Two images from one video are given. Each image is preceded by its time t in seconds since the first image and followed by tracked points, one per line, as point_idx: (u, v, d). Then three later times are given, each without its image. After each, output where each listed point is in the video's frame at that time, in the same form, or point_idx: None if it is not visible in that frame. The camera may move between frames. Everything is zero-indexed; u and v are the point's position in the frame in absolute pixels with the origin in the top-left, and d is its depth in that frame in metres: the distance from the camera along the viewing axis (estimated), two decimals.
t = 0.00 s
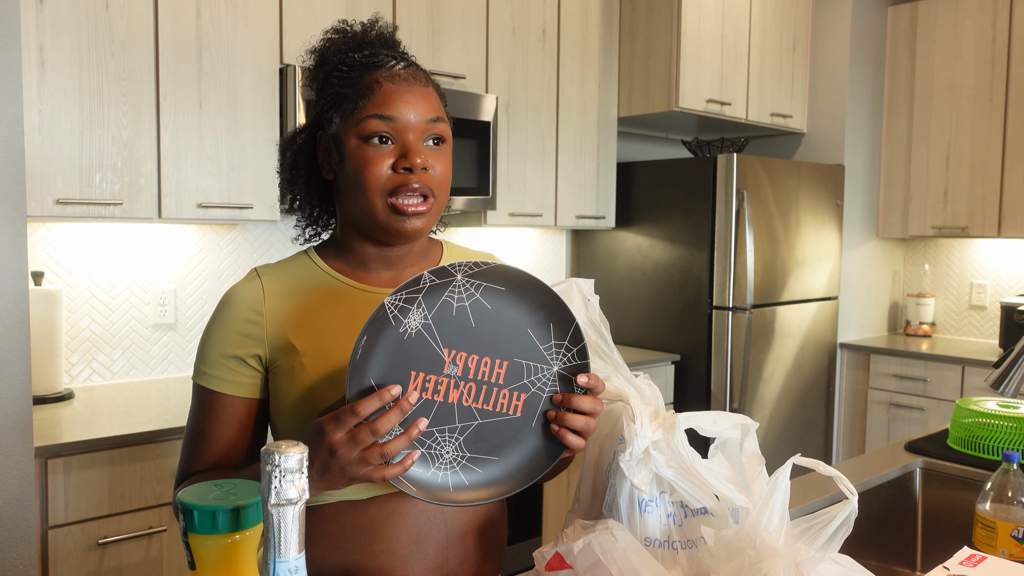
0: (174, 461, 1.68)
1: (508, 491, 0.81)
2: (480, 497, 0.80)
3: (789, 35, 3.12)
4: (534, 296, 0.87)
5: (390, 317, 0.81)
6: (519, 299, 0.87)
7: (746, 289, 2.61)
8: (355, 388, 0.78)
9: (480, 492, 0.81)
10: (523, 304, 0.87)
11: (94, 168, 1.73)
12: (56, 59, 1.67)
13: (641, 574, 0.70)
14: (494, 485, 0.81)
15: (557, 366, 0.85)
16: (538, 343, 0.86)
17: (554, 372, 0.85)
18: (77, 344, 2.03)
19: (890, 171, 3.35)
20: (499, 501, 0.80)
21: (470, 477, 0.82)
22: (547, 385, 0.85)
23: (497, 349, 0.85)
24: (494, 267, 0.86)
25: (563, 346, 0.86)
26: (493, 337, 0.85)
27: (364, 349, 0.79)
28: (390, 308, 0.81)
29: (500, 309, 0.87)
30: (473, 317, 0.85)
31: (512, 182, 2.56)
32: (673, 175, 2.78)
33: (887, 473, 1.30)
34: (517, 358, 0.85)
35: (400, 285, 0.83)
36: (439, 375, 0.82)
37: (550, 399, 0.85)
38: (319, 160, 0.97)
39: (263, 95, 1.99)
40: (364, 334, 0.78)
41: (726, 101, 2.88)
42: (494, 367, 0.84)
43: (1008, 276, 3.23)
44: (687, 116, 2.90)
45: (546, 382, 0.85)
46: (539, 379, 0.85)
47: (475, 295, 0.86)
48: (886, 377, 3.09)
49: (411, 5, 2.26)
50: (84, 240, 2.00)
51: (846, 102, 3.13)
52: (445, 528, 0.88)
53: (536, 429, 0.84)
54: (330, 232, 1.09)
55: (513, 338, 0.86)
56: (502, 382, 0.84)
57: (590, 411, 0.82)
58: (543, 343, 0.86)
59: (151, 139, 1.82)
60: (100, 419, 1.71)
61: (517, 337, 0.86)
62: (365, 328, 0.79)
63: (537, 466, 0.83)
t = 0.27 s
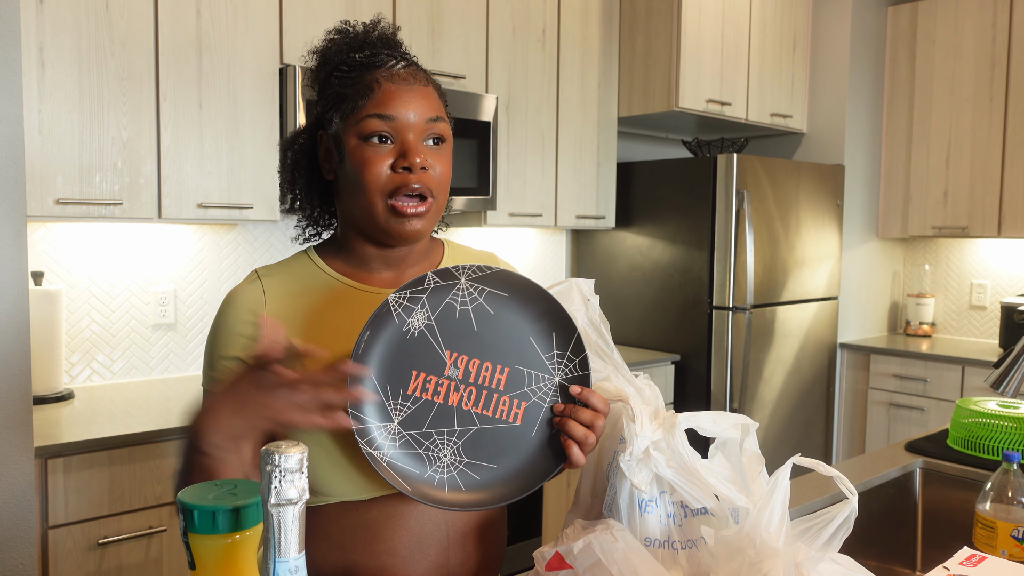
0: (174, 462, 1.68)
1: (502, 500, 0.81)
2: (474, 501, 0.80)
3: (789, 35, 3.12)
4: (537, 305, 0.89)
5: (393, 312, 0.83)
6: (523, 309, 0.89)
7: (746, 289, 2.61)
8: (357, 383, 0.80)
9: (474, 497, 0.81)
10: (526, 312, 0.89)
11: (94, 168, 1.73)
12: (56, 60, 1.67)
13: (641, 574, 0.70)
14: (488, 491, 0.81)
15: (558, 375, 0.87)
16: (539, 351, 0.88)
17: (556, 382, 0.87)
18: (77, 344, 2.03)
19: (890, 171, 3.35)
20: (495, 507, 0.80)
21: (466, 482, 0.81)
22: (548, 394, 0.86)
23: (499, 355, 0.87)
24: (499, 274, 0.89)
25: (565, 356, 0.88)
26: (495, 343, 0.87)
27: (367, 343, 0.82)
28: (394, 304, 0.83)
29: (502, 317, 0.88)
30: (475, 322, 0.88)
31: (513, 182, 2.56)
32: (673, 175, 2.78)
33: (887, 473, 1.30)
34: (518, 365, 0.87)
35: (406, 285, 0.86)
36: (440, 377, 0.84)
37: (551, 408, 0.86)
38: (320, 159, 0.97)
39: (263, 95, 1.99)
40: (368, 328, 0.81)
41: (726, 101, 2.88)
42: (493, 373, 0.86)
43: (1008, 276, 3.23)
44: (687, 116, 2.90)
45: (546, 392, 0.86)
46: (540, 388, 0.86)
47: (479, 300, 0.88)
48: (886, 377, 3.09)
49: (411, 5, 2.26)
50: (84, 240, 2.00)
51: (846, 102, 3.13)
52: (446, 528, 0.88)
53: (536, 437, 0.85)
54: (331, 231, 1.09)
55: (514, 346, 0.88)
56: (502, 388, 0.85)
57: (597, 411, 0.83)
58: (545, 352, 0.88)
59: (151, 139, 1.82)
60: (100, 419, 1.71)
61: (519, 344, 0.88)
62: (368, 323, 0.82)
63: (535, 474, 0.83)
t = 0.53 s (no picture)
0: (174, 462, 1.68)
1: (495, 491, 0.80)
2: (467, 491, 0.80)
3: (789, 35, 3.12)
4: (536, 301, 0.89)
5: (393, 300, 0.84)
6: (522, 304, 0.89)
7: (746, 289, 2.61)
8: (355, 368, 0.80)
9: (468, 486, 0.80)
10: (524, 307, 0.89)
11: (94, 168, 1.73)
12: (56, 60, 1.67)
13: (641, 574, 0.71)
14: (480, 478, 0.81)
15: (555, 372, 0.87)
16: (537, 347, 0.88)
17: (553, 378, 0.87)
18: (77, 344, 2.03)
19: (890, 171, 3.35)
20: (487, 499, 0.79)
21: (459, 472, 0.81)
22: (546, 390, 0.86)
23: (497, 349, 0.87)
24: (498, 269, 0.89)
25: (562, 352, 0.88)
26: (493, 337, 0.88)
27: (367, 328, 0.82)
28: (395, 292, 0.84)
29: (501, 310, 0.88)
30: (474, 314, 0.88)
31: (513, 182, 2.56)
32: (673, 175, 2.78)
33: (887, 473, 1.30)
34: (514, 359, 0.87)
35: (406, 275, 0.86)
36: (438, 367, 0.84)
37: (548, 404, 0.86)
38: (320, 159, 0.97)
39: (263, 95, 1.99)
40: (368, 313, 0.81)
41: (726, 101, 2.88)
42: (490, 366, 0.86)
43: (1007, 276, 3.23)
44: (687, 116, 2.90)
45: (544, 387, 0.86)
46: (537, 384, 0.86)
47: (478, 293, 0.88)
48: (886, 377, 3.09)
49: (411, 5, 2.26)
50: (84, 240, 2.00)
51: (846, 102, 3.13)
52: (447, 529, 0.88)
53: (530, 433, 0.85)
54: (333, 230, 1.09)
55: (511, 341, 0.88)
56: (499, 382, 0.86)
57: (590, 405, 0.82)
58: (542, 346, 0.88)
59: (151, 139, 1.82)
60: (100, 419, 1.71)
61: (516, 338, 0.88)
62: (369, 308, 0.82)
63: (528, 466, 0.83)
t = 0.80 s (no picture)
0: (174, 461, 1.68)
1: (490, 492, 0.81)
2: (462, 492, 0.80)
3: (789, 35, 3.12)
4: (541, 305, 0.89)
5: (399, 297, 0.84)
6: (526, 308, 0.89)
7: (746, 289, 2.61)
8: (357, 363, 0.81)
9: (463, 487, 0.81)
10: (529, 310, 0.89)
11: (94, 168, 1.73)
12: (56, 60, 1.67)
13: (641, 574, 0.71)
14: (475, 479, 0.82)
15: (557, 376, 0.87)
16: (539, 350, 0.88)
17: (554, 381, 0.87)
18: (77, 344, 2.03)
19: (890, 171, 3.35)
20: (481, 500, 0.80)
21: (456, 473, 0.81)
22: (546, 394, 0.86)
23: (500, 350, 0.87)
24: (505, 271, 0.90)
25: (565, 356, 0.88)
26: (496, 338, 0.88)
27: (371, 325, 0.82)
28: (401, 289, 0.84)
29: (505, 313, 0.89)
30: (478, 315, 0.88)
31: (513, 182, 2.56)
32: (672, 175, 2.78)
33: (887, 473, 1.30)
34: (516, 362, 0.87)
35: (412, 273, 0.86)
36: (440, 365, 0.85)
37: (548, 408, 0.86)
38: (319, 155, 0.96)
39: (263, 95, 1.99)
40: (373, 309, 0.81)
41: (726, 101, 2.88)
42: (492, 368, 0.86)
43: (1008, 276, 3.23)
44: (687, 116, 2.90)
45: (545, 389, 0.86)
46: (539, 386, 0.86)
47: (483, 293, 0.88)
48: (886, 377, 3.09)
49: (411, 5, 2.26)
50: (84, 240, 2.00)
51: (846, 102, 3.13)
52: (446, 530, 0.88)
53: (528, 436, 0.85)
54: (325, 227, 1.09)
55: (514, 344, 0.88)
56: (500, 384, 0.86)
57: (590, 412, 0.82)
58: (545, 349, 0.88)
59: (151, 139, 1.82)
60: (100, 419, 1.71)
61: (519, 341, 0.88)
62: (374, 304, 0.82)
63: (526, 467, 0.83)
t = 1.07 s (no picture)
0: (174, 461, 1.68)
1: (485, 502, 0.81)
2: (458, 502, 0.80)
3: (789, 35, 3.12)
4: (528, 310, 0.89)
5: (383, 308, 0.82)
6: (514, 312, 0.88)
7: (746, 289, 2.61)
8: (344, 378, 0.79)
9: (460, 497, 0.81)
10: (516, 315, 0.88)
11: (94, 168, 1.73)
12: (56, 60, 1.67)
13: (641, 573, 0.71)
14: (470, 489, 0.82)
15: (547, 381, 0.87)
16: (529, 355, 0.87)
17: (546, 387, 0.87)
18: (77, 344, 2.03)
19: (890, 171, 3.35)
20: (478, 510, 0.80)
21: (451, 483, 0.81)
22: (537, 398, 0.86)
23: (488, 357, 0.86)
24: (491, 277, 0.89)
25: (554, 361, 0.87)
26: (484, 345, 0.86)
27: (357, 338, 0.79)
28: (386, 300, 0.82)
29: (493, 319, 0.88)
30: (466, 322, 0.87)
31: (513, 182, 2.56)
32: (672, 175, 2.78)
33: (887, 473, 1.30)
34: (507, 368, 0.86)
35: (396, 282, 0.84)
36: (429, 376, 0.83)
37: (540, 413, 0.85)
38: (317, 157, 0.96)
39: (263, 95, 1.99)
40: (359, 322, 0.79)
41: (726, 101, 2.88)
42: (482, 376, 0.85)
43: (1008, 276, 3.23)
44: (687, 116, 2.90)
45: (535, 396, 0.86)
46: (529, 393, 0.86)
47: (470, 300, 0.87)
48: (886, 377, 3.09)
49: (411, 5, 2.27)
50: (84, 240, 2.00)
51: (846, 102, 3.13)
52: (445, 530, 0.88)
53: (521, 442, 0.85)
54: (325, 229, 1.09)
55: (503, 349, 0.87)
56: (490, 391, 0.85)
57: (584, 415, 0.82)
58: (535, 355, 0.87)
59: (151, 139, 1.82)
60: (100, 419, 1.71)
61: (508, 347, 0.87)
62: (359, 316, 0.80)
63: (521, 474, 0.84)
